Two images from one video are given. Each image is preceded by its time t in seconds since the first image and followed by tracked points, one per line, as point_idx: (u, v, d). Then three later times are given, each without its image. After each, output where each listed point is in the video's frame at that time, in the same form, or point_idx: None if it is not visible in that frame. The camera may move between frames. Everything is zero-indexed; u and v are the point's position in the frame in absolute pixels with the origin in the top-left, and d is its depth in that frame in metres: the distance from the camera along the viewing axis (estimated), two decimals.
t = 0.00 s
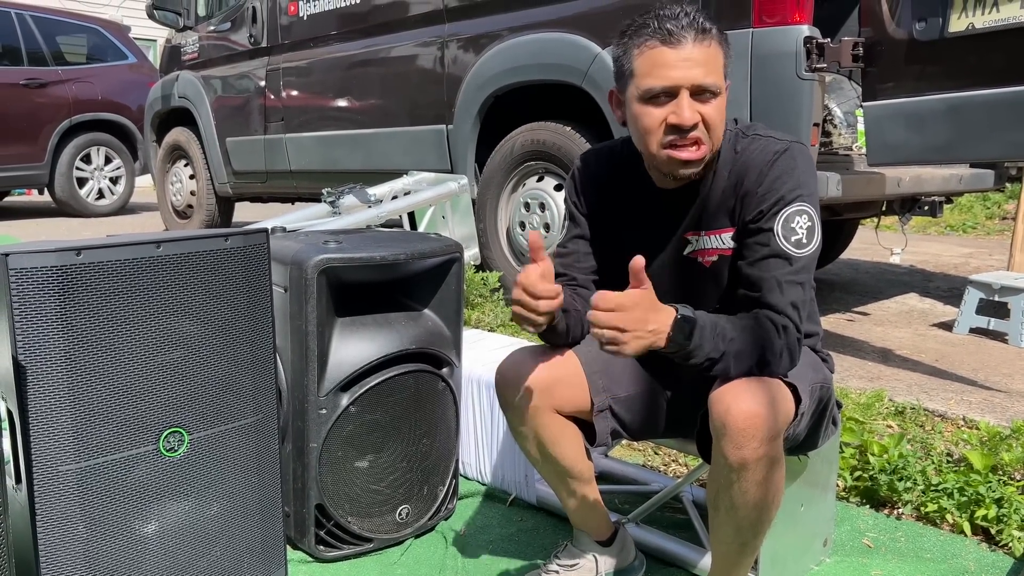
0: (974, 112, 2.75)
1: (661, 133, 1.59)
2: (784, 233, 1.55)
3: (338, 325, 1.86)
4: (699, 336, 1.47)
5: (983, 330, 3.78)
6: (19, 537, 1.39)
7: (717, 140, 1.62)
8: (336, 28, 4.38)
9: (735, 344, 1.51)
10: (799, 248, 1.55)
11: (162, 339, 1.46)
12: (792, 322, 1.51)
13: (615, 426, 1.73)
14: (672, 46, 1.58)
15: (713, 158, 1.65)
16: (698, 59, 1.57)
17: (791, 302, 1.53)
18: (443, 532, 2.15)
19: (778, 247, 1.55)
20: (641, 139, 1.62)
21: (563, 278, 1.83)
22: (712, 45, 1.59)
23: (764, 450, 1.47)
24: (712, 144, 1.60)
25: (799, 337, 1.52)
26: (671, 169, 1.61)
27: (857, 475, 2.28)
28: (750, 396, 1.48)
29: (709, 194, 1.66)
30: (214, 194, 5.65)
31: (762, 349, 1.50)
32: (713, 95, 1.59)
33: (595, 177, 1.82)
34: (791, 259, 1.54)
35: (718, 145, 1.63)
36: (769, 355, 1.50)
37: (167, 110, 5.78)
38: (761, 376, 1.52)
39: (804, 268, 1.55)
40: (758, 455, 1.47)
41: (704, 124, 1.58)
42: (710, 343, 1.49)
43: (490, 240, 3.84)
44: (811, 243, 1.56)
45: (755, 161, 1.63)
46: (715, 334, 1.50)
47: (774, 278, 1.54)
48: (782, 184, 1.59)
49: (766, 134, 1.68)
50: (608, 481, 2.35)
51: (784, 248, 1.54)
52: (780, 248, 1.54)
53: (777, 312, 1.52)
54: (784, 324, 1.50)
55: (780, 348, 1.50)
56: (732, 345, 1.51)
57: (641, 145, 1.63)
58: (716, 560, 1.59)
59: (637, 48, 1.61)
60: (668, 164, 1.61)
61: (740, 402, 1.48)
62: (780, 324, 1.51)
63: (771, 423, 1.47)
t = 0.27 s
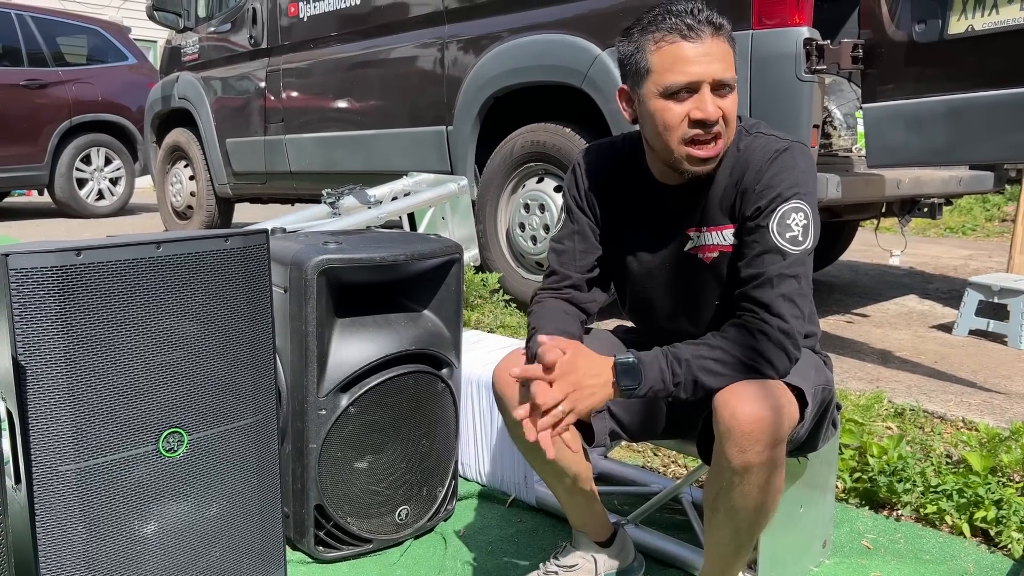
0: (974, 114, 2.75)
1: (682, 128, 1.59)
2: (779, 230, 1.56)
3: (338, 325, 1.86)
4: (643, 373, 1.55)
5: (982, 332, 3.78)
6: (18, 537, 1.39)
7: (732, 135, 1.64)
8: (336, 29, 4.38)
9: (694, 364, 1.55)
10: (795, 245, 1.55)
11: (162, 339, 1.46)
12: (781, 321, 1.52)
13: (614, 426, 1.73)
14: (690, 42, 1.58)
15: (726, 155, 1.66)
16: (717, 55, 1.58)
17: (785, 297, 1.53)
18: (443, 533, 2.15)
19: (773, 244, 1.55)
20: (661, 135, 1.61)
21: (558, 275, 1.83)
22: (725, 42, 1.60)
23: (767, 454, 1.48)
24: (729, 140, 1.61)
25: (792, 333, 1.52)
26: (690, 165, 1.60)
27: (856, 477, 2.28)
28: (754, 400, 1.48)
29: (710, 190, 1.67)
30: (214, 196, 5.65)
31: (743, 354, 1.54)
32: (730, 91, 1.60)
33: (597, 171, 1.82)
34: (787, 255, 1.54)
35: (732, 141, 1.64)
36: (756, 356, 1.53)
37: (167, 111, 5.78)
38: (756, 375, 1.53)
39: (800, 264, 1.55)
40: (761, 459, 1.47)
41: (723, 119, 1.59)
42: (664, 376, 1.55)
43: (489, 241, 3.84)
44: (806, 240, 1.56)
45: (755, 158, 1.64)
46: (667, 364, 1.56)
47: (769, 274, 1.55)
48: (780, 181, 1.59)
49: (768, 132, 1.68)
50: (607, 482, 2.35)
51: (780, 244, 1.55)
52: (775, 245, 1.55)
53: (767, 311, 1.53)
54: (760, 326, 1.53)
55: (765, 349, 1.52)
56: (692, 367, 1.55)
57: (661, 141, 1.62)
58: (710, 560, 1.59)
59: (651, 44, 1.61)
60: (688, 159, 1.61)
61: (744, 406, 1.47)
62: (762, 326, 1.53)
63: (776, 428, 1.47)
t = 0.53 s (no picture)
0: (974, 115, 2.75)
1: (683, 129, 1.59)
2: (783, 234, 1.56)
3: (338, 326, 1.86)
4: (646, 361, 1.54)
5: (982, 333, 3.78)
6: (17, 537, 1.39)
7: (733, 138, 1.63)
8: (336, 29, 4.38)
9: (697, 358, 1.55)
10: (799, 249, 1.56)
11: (162, 339, 1.47)
12: (783, 324, 1.53)
13: (612, 427, 1.74)
14: (693, 43, 1.58)
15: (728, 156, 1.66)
16: (720, 57, 1.58)
17: (787, 301, 1.54)
18: (442, 533, 2.15)
19: (777, 247, 1.55)
20: (661, 134, 1.61)
21: (558, 277, 1.83)
22: (730, 43, 1.60)
23: (761, 452, 1.48)
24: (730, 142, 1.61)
25: (794, 337, 1.53)
26: (689, 166, 1.60)
27: (856, 478, 2.28)
28: (749, 399, 1.48)
29: (712, 192, 1.67)
30: (214, 195, 5.65)
31: (742, 355, 1.54)
32: (733, 93, 1.60)
33: (598, 172, 1.82)
34: (791, 259, 1.55)
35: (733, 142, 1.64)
36: (758, 358, 1.53)
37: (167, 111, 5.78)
38: (755, 376, 1.54)
39: (802, 268, 1.56)
40: (755, 458, 1.48)
41: (724, 121, 1.59)
42: (666, 368, 1.54)
43: (489, 242, 3.84)
44: (810, 245, 1.57)
45: (760, 161, 1.64)
46: (670, 355, 1.55)
47: (773, 277, 1.55)
48: (784, 185, 1.60)
49: (772, 136, 1.69)
50: (606, 483, 2.36)
51: (783, 248, 1.55)
52: (779, 248, 1.55)
53: (767, 313, 1.54)
54: (761, 326, 1.53)
55: (767, 351, 1.53)
56: (695, 361, 1.55)
57: (660, 140, 1.62)
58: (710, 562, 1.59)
59: (655, 42, 1.61)
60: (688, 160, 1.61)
61: (737, 405, 1.48)
62: (764, 329, 1.53)
63: (769, 426, 1.47)
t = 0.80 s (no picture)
0: (974, 115, 2.75)
1: (663, 120, 1.59)
2: (782, 231, 1.56)
3: (337, 325, 1.87)
4: (644, 362, 1.54)
5: (982, 333, 3.78)
6: (17, 534, 1.39)
7: (720, 134, 1.62)
8: (337, 29, 4.39)
9: (695, 356, 1.55)
10: (798, 246, 1.56)
11: (162, 337, 1.47)
12: (780, 321, 1.53)
13: (611, 426, 1.74)
14: (683, 36, 1.58)
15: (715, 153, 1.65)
16: (708, 51, 1.57)
17: (785, 298, 1.54)
18: (441, 532, 2.16)
19: (776, 245, 1.56)
20: (643, 124, 1.62)
21: (559, 275, 1.83)
22: (724, 40, 1.60)
23: (761, 449, 1.48)
24: (714, 137, 1.61)
25: (791, 334, 1.53)
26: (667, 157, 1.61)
27: (855, 477, 2.29)
28: (747, 397, 1.49)
29: (711, 190, 1.67)
30: (214, 195, 5.65)
31: (739, 354, 1.55)
32: (720, 88, 1.59)
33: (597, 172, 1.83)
34: (789, 256, 1.55)
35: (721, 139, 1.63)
36: (756, 356, 1.53)
37: (168, 110, 5.79)
38: (752, 373, 1.54)
39: (801, 266, 1.56)
40: (755, 455, 1.48)
41: (706, 116, 1.59)
42: (664, 367, 1.55)
43: (489, 241, 3.84)
44: (808, 242, 1.57)
45: (758, 159, 1.64)
46: (669, 355, 1.56)
47: (772, 275, 1.55)
48: (782, 183, 1.60)
49: (771, 134, 1.69)
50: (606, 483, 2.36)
51: (782, 245, 1.55)
52: (778, 245, 1.55)
53: (765, 311, 1.54)
54: (759, 324, 1.54)
55: (765, 348, 1.53)
56: (693, 360, 1.55)
57: (643, 130, 1.63)
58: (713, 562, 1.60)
59: (650, 35, 1.62)
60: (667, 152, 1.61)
61: (737, 403, 1.48)
62: (762, 327, 1.53)
63: (769, 423, 1.48)
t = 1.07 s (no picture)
0: (975, 115, 2.75)
1: (658, 120, 1.60)
2: (780, 228, 1.56)
3: (339, 323, 1.87)
4: (643, 361, 1.54)
5: (983, 333, 3.78)
6: (21, 530, 1.40)
7: (716, 136, 1.62)
8: (339, 27, 4.39)
9: (694, 354, 1.55)
10: (796, 243, 1.56)
11: (163, 335, 1.47)
12: (779, 317, 1.53)
13: (612, 423, 1.74)
14: (682, 37, 1.58)
15: (713, 154, 1.65)
16: (706, 54, 1.57)
17: (783, 294, 1.54)
18: (442, 529, 2.16)
19: (775, 241, 1.56)
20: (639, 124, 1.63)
21: (561, 272, 1.83)
22: (724, 42, 1.59)
23: (761, 445, 1.48)
24: (709, 138, 1.61)
25: (789, 330, 1.53)
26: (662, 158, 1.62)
27: (856, 477, 2.29)
28: (746, 393, 1.49)
29: (711, 186, 1.67)
30: (216, 193, 5.65)
31: (737, 350, 1.55)
32: (717, 91, 1.59)
33: (599, 171, 1.83)
34: (787, 253, 1.55)
35: (718, 140, 1.63)
36: (753, 353, 1.54)
37: (170, 108, 5.79)
38: (750, 369, 1.54)
39: (799, 262, 1.56)
40: (756, 452, 1.48)
41: (702, 118, 1.59)
42: (663, 364, 1.55)
43: (491, 240, 3.84)
44: (807, 239, 1.57)
45: (758, 156, 1.65)
46: (667, 353, 1.56)
47: (769, 271, 1.55)
48: (781, 180, 1.60)
49: (771, 131, 1.69)
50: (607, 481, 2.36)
51: (780, 242, 1.55)
52: (776, 242, 1.56)
53: (764, 307, 1.54)
54: (756, 320, 1.54)
55: (762, 344, 1.53)
56: (692, 357, 1.55)
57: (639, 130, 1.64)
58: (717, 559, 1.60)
59: (649, 34, 1.62)
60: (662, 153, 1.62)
61: (736, 400, 1.48)
62: (761, 323, 1.53)
63: (768, 420, 1.48)
